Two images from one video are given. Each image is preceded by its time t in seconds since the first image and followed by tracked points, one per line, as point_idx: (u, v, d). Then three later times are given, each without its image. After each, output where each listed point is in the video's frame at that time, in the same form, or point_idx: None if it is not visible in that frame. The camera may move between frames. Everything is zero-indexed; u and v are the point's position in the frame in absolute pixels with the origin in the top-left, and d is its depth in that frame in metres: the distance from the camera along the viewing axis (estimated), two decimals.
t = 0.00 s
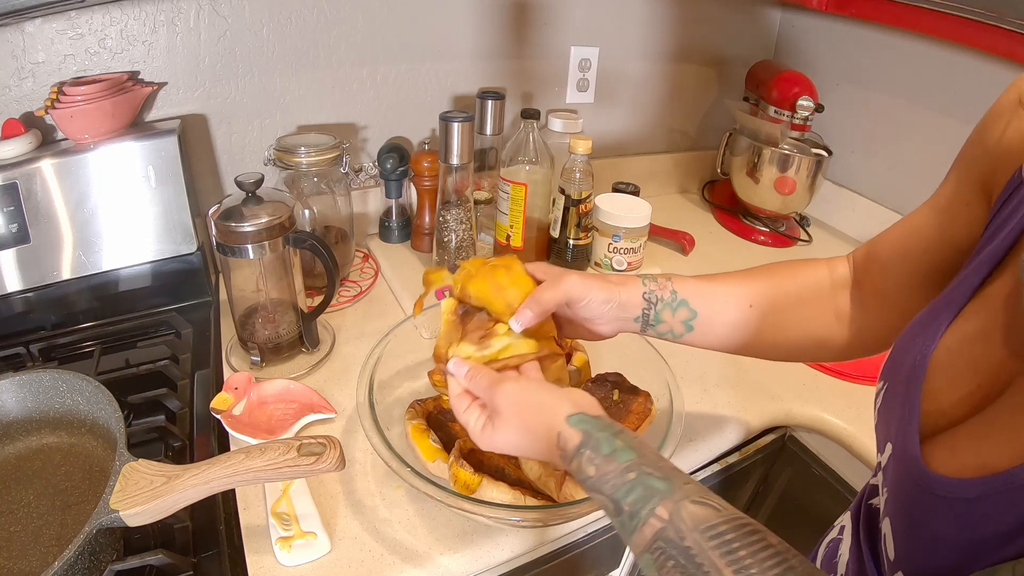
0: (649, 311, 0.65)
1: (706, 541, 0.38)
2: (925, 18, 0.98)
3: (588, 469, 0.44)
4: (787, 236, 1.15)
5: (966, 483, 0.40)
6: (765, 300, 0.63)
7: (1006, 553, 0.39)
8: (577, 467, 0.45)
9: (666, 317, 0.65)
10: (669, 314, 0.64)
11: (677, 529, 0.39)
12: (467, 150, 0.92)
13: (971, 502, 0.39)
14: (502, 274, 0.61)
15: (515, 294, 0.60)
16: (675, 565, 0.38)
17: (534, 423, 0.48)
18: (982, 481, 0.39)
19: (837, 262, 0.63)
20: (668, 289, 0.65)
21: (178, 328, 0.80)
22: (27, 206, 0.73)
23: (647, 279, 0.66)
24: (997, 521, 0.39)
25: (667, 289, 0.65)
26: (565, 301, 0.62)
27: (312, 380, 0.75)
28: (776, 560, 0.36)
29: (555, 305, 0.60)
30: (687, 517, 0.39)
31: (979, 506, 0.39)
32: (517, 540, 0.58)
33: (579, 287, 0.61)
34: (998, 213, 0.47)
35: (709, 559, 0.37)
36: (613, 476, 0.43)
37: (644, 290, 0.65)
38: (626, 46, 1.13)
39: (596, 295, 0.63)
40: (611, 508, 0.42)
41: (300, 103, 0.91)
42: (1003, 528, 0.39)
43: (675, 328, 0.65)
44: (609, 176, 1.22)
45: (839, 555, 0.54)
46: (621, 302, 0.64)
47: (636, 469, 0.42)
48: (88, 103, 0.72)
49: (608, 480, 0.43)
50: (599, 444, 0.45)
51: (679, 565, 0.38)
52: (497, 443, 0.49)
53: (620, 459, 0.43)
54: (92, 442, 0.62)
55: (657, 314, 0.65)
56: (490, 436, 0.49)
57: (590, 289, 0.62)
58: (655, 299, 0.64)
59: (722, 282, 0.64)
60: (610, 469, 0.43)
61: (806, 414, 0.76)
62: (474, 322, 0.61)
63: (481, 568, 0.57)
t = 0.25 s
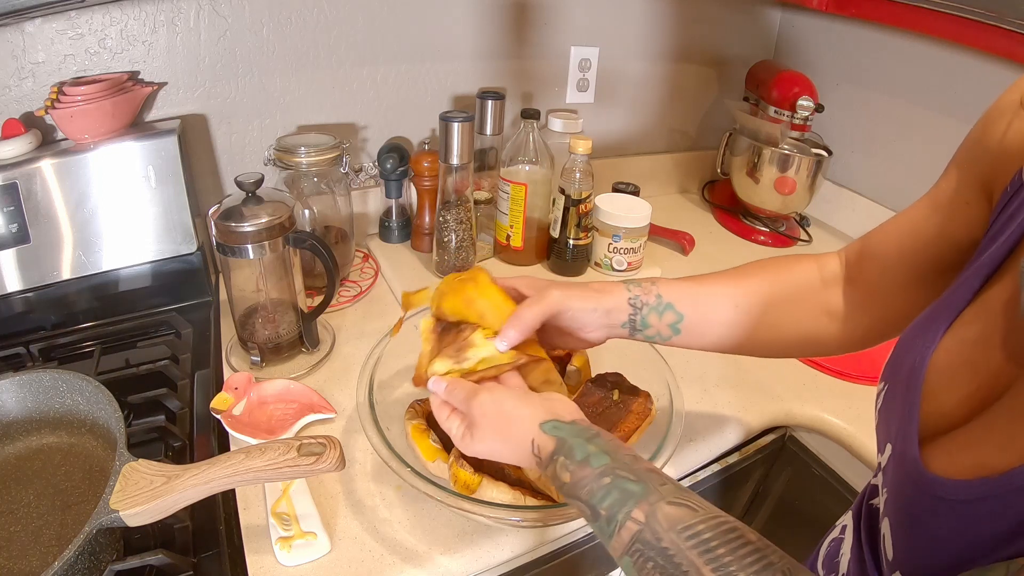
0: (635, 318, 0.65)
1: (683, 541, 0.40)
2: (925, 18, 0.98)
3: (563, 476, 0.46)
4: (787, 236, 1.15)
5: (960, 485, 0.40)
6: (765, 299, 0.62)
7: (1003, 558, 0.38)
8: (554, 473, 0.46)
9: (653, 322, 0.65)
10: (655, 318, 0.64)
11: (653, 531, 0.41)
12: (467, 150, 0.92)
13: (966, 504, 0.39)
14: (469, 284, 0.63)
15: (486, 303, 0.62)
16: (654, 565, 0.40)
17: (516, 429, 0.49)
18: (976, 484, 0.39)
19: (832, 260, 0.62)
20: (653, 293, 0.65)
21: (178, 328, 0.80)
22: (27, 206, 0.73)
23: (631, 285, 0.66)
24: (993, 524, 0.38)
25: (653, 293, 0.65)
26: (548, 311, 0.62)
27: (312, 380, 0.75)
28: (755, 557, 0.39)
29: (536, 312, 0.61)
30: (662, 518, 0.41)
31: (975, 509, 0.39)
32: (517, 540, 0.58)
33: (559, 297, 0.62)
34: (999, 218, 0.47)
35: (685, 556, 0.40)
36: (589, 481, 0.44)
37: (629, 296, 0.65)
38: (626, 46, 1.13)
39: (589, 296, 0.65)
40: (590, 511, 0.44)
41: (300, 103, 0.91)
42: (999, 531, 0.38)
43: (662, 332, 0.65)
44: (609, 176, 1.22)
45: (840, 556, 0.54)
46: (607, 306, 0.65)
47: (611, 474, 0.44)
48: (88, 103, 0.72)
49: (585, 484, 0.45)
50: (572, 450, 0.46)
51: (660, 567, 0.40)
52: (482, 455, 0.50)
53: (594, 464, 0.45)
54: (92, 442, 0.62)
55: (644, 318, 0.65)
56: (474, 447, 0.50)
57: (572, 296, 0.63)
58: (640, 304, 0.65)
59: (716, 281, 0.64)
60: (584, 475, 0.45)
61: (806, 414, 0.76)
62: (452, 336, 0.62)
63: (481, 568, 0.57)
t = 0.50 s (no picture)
0: (620, 316, 0.65)
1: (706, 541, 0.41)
2: (925, 18, 0.98)
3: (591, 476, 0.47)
4: (787, 236, 1.15)
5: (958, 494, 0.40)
6: (764, 299, 0.62)
7: (1000, 566, 0.38)
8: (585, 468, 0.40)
9: (638, 321, 0.65)
10: (640, 317, 0.65)
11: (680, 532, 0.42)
12: (467, 150, 0.92)
13: (963, 512, 0.39)
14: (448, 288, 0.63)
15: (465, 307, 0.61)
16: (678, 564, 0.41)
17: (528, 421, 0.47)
18: (975, 494, 0.39)
19: (820, 257, 0.62)
20: (636, 292, 0.65)
21: (178, 328, 0.80)
22: (27, 206, 0.73)
23: (615, 284, 0.66)
24: (990, 532, 0.38)
25: (636, 292, 0.65)
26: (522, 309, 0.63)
27: (312, 380, 0.75)
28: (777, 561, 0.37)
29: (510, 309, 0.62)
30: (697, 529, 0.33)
31: (972, 516, 0.39)
32: (517, 540, 0.58)
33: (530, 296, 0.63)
34: (996, 221, 0.47)
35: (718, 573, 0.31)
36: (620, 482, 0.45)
37: (611, 295, 0.66)
38: (626, 46, 1.13)
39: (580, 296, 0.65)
40: (620, 523, 0.35)
41: (300, 103, 0.91)
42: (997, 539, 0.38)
43: (648, 332, 0.65)
44: (609, 176, 1.22)
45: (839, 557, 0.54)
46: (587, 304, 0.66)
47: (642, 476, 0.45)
48: (88, 103, 0.72)
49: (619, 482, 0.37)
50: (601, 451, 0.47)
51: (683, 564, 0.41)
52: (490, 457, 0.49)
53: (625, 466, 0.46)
54: (92, 442, 0.62)
55: (629, 318, 0.65)
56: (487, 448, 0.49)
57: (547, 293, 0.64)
58: (623, 303, 0.65)
59: (713, 280, 0.64)
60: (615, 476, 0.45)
61: (806, 414, 0.76)
62: (437, 342, 0.60)
63: (481, 568, 0.57)
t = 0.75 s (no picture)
0: (620, 306, 0.65)
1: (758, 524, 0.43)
2: (925, 18, 0.98)
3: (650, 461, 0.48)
4: (787, 236, 1.15)
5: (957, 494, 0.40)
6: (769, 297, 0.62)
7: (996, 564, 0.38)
8: (632, 438, 0.47)
9: (638, 315, 0.64)
10: (642, 310, 0.64)
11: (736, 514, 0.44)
12: (467, 150, 0.92)
13: (962, 512, 0.39)
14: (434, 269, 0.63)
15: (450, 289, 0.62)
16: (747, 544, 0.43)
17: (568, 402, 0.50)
18: (974, 493, 0.39)
19: (824, 259, 0.62)
20: (639, 282, 0.64)
21: (178, 328, 0.80)
22: (27, 206, 0.73)
23: (616, 275, 0.66)
24: (989, 533, 0.38)
25: (639, 283, 0.64)
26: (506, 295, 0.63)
27: (312, 380, 0.75)
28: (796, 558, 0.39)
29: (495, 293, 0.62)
30: (725, 504, 0.42)
31: (971, 517, 0.39)
32: (517, 540, 0.58)
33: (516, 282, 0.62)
34: (995, 220, 0.46)
35: (739, 540, 0.40)
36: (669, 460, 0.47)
37: (611, 286, 0.65)
38: (626, 46, 1.13)
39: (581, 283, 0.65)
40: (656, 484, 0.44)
41: (300, 103, 0.91)
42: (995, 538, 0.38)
43: (648, 326, 0.65)
44: (609, 176, 1.22)
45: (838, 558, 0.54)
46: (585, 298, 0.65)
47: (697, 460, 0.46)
48: (88, 103, 0.72)
49: (663, 454, 0.45)
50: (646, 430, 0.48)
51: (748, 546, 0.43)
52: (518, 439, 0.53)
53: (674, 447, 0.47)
54: (92, 442, 0.62)
55: (628, 310, 0.65)
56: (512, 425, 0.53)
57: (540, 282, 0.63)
58: (623, 294, 0.64)
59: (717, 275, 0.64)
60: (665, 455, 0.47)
61: (806, 414, 0.76)
62: (424, 323, 0.61)
63: (481, 568, 0.57)
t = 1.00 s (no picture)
0: (621, 315, 0.65)
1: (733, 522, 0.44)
2: (925, 17, 0.98)
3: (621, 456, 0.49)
4: (787, 236, 1.15)
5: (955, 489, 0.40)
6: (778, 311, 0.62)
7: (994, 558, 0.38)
8: (614, 434, 0.48)
9: (640, 325, 0.64)
10: (644, 320, 0.64)
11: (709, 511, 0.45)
12: (467, 150, 0.92)
13: (961, 506, 0.39)
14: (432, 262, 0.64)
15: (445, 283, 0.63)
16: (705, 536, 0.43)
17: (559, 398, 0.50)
18: (972, 488, 0.39)
19: (831, 267, 0.62)
20: (642, 293, 0.64)
21: (178, 328, 0.80)
22: (27, 206, 0.73)
23: (618, 282, 0.65)
24: (987, 527, 0.38)
25: (642, 293, 0.64)
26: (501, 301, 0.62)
27: (312, 380, 0.75)
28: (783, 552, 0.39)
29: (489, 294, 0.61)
30: (706, 497, 0.43)
31: (970, 512, 0.39)
32: (517, 540, 0.58)
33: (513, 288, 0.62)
34: (997, 218, 0.47)
35: (721, 531, 0.41)
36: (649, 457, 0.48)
37: (612, 297, 0.64)
38: (626, 46, 1.13)
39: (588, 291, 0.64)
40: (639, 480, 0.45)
41: (300, 103, 0.91)
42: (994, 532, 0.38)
43: (650, 335, 0.65)
44: (609, 176, 1.22)
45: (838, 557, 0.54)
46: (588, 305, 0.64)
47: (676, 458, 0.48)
48: (88, 103, 0.72)
49: (644, 451, 0.47)
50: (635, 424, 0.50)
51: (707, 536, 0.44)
52: (500, 437, 0.51)
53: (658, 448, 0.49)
54: (92, 442, 0.62)
55: (630, 320, 0.64)
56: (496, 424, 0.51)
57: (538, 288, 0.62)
58: (625, 304, 0.64)
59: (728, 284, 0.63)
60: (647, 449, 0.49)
61: (806, 414, 0.76)
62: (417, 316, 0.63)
63: (481, 568, 0.57)
